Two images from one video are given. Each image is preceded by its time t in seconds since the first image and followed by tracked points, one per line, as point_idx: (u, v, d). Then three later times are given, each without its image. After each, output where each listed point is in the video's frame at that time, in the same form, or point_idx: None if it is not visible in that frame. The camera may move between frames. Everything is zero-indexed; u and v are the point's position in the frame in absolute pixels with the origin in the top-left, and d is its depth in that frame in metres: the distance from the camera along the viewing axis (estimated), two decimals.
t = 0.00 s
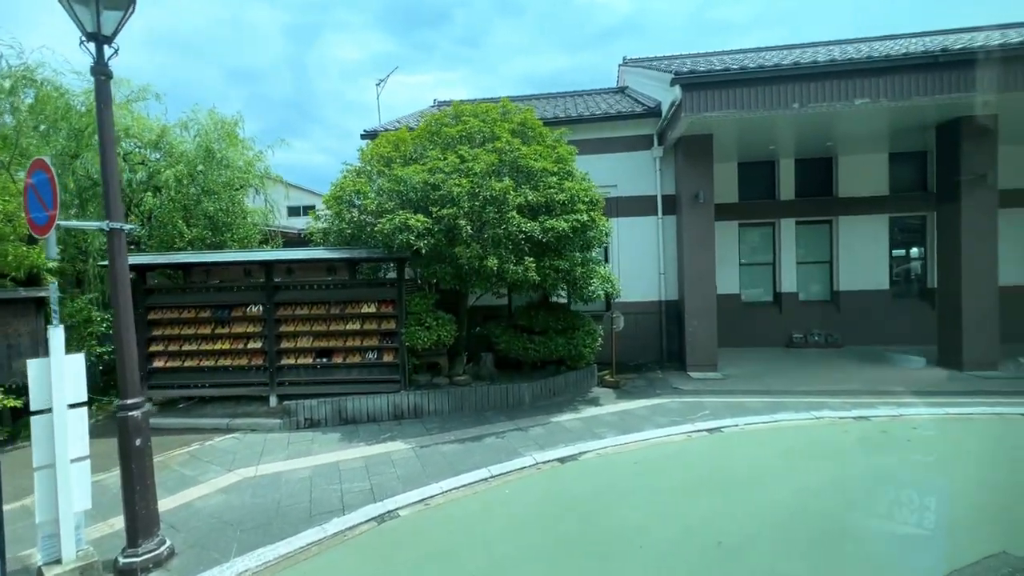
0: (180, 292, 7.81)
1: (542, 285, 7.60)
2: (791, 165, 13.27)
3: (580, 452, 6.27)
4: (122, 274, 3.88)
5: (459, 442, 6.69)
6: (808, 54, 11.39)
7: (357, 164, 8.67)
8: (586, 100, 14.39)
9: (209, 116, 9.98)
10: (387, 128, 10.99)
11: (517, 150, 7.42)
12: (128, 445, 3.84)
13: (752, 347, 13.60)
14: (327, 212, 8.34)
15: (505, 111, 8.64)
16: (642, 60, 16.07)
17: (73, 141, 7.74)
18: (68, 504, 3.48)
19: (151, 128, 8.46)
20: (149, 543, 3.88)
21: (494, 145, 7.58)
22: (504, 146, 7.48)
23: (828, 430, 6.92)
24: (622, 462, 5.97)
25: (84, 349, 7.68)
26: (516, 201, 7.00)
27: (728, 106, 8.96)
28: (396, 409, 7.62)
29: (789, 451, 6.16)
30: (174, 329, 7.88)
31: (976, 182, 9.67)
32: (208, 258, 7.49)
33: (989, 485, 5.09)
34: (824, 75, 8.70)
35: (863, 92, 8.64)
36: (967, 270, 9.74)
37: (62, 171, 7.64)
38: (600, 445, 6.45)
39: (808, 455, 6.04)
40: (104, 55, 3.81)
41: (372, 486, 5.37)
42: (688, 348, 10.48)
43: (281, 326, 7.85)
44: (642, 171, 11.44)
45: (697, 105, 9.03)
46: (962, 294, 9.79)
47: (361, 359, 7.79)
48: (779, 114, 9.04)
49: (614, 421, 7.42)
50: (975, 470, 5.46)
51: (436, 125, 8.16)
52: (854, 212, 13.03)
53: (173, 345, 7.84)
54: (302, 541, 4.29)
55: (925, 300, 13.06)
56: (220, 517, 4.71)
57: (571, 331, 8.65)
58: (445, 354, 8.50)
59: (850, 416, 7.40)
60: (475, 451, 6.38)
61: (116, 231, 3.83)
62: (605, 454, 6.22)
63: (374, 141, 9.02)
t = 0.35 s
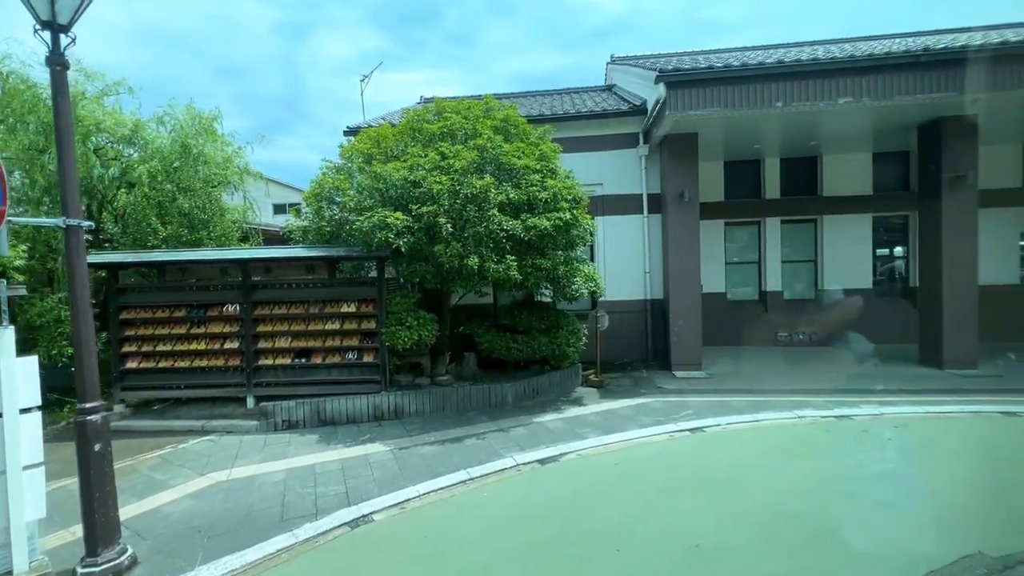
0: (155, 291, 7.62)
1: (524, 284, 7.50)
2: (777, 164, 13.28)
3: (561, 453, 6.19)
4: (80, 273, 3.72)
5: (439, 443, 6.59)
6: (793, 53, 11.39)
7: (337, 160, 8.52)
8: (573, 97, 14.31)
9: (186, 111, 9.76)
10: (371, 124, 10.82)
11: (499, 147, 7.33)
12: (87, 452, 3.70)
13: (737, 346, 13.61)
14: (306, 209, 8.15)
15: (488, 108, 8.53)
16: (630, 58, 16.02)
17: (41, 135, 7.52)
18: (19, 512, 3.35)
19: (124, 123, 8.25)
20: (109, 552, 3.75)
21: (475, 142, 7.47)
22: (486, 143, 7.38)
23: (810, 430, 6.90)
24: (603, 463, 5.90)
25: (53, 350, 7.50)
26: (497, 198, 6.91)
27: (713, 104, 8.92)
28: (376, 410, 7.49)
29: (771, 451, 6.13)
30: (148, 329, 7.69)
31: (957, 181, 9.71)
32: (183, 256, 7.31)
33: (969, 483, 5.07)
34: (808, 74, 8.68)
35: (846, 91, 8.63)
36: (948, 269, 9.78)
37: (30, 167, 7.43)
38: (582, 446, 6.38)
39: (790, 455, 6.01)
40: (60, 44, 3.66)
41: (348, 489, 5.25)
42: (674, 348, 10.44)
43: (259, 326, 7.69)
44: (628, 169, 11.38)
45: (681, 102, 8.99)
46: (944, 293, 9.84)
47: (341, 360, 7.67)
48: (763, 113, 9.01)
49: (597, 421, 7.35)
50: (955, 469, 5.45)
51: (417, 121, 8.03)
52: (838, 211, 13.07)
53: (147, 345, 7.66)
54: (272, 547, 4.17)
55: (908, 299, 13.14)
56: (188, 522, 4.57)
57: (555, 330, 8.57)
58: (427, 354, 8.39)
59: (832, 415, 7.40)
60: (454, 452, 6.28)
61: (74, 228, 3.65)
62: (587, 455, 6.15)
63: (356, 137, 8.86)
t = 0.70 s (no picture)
0: (129, 291, 7.46)
1: (507, 284, 7.43)
2: (762, 164, 13.30)
3: (543, 455, 6.12)
4: (38, 273, 3.59)
5: (419, 445, 6.49)
6: (778, 53, 11.40)
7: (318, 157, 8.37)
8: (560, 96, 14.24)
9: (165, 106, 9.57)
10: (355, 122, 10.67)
11: (481, 145, 7.25)
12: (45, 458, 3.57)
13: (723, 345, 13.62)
14: (285, 207, 7.99)
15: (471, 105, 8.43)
16: (618, 57, 15.98)
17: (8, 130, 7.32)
18: None
19: (98, 119, 8.09)
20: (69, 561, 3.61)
21: (457, 139, 7.37)
22: (468, 140, 7.28)
23: (792, 430, 6.88)
24: (584, 465, 5.84)
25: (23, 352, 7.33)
26: (479, 197, 6.83)
27: (697, 103, 8.89)
28: (356, 411, 7.37)
29: (754, 452, 6.11)
30: (122, 330, 7.52)
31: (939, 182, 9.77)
32: (157, 255, 7.13)
33: (947, 483, 5.07)
34: (791, 74, 8.68)
35: (829, 91, 8.64)
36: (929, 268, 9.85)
37: None
38: (564, 448, 6.31)
39: (772, 455, 5.99)
40: (16, 35, 3.53)
41: (323, 494, 5.14)
42: (659, 347, 10.41)
43: (236, 326, 7.53)
44: (613, 169, 11.34)
45: (666, 101, 8.95)
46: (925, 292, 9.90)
47: (321, 360, 7.54)
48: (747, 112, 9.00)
49: (580, 423, 7.29)
50: (932, 469, 5.46)
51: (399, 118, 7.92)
52: (823, 211, 13.12)
53: (120, 346, 7.49)
54: (242, 554, 4.06)
55: (891, 298, 13.22)
56: (155, 529, 4.43)
57: (539, 330, 8.50)
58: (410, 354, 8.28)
59: (814, 414, 7.40)
60: (435, 455, 6.19)
61: (29, 225, 3.51)
62: (568, 457, 6.09)
63: (337, 134, 8.73)
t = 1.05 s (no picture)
0: (103, 291, 7.28)
1: (490, 283, 7.34)
2: (748, 164, 13.32)
3: (525, 458, 6.05)
4: None
5: (400, 447, 6.39)
6: (765, 53, 11.40)
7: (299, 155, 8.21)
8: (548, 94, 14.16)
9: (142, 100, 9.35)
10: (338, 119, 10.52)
11: (464, 142, 7.14)
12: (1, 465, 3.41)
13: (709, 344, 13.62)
14: (263, 205, 7.82)
15: (455, 102, 8.30)
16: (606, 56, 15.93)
17: None
18: None
19: (71, 115, 7.92)
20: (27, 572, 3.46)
21: (440, 137, 7.26)
22: (450, 138, 7.17)
23: (776, 430, 6.86)
24: (567, 467, 5.79)
25: None
26: (461, 195, 6.73)
27: (682, 102, 8.86)
28: (337, 413, 7.25)
29: (736, 452, 6.09)
30: (95, 332, 7.34)
31: (921, 182, 9.82)
32: (130, 254, 6.94)
33: (929, 483, 5.07)
34: (776, 73, 8.67)
35: (813, 91, 8.64)
36: (913, 268, 9.91)
37: None
38: (546, 450, 6.24)
39: (756, 457, 5.96)
40: None
41: (299, 499, 5.03)
42: (644, 347, 10.37)
43: (213, 327, 7.38)
44: (599, 168, 11.29)
45: (651, 100, 8.91)
46: (908, 292, 9.94)
47: (300, 362, 7.42)
48: (732, 112, 8.98)
49: (564, 424, 7.22)
50: (915, 469, 5.44)
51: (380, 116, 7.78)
52: (808, 211, 13.17)
53: (94, 348, 7.31)
54: (211, 562, 3.94)
55: (875, 298, 13.31)
56: (121, 537, 4.29)
57: (523, 330, 8.41)
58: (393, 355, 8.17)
59: (797, 414, 7.39)
60: (415, 457, 6.08)
61: None
62: (551, 459, 6.02)
63: (319, 131, 8.57)
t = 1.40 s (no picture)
0: (74, 292, 7.09)
1: (473, 284, 7.24)
2: (734, 164, 13.33)
3: (507, 461, 5.96)
4: None
5: (380, 450, 6.28)
6: (751, 53, 11.40)
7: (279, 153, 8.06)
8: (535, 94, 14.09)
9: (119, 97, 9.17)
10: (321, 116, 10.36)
11: (446, 141, 7.04)
12: None
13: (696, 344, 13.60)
14: (241, 205, 7.66)
15: (439, 99, 8.18)
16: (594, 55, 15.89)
17: None
18: None
19: (41, 111, 7.73)
20: None
21: (421, 135, 7.15)
22: (432, 136, 7.07)
23: (760, 431, 6.84)
24: (548, 470, 5.71)
25: None
26: (443, 194, 6.63)
27: (667, 101, 8.81)
28: (316, 416, 7.12)
29: (719, 454, 6.05)
30: (66, 334, 7.15)
31: (904, 182, 9.86)
32: (102, 254, 6.76)
33: (910, 484, 5.07)
34: (761, 73, 8.65)
35: (797, 91, 8.63)
36: (896, 268, 9.94)
37: None
38: (528, 453, 6.16)
39: (738, 458, 5.93)
40: None
41: (273, 505, 4.90)
42: (630, 347, 10.32)
43: (189, 328, 7.22)
44: (585, 167, 11.23)
45: (635, 99, 8.85)
46: (891, 291, 9.97)
47: (279, 364, 7.29)
48: (717, 111, 8.95)
49: (547, 425, 7.15)
50: (900, 471, 5.41)
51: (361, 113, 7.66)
52: (793, 211, 13.21)
53: (65, 350, 7.13)
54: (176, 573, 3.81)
55: (859, 297, 13.37)
56: (84, 547, 4.15)
57: (508, 331, 8.32)
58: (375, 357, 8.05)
59: (781, 415, 7.37)
60: (395, 461, 5.98)
61: None
62: (532, 462, 5.94)
63: (299, 129, 8.42)
